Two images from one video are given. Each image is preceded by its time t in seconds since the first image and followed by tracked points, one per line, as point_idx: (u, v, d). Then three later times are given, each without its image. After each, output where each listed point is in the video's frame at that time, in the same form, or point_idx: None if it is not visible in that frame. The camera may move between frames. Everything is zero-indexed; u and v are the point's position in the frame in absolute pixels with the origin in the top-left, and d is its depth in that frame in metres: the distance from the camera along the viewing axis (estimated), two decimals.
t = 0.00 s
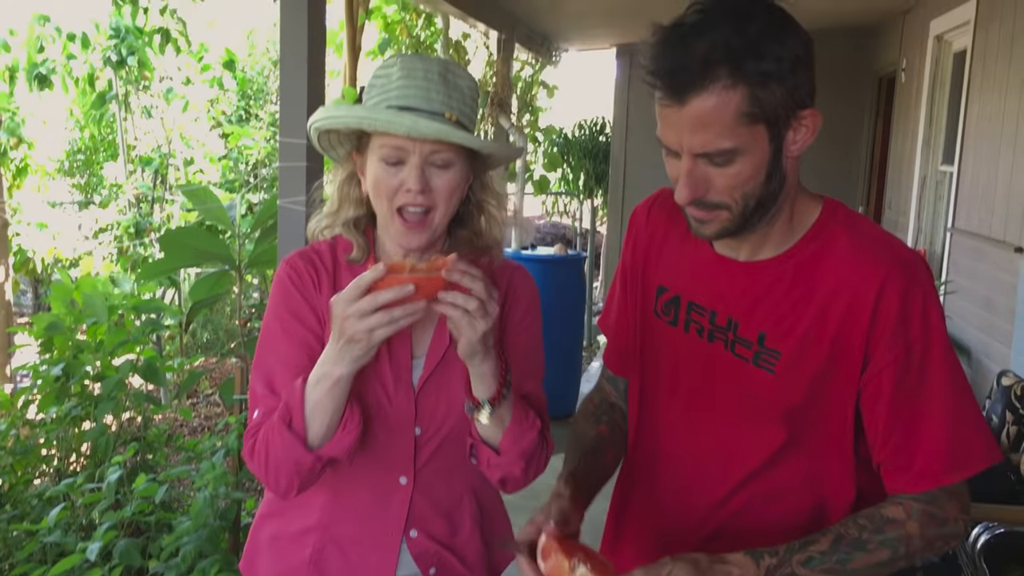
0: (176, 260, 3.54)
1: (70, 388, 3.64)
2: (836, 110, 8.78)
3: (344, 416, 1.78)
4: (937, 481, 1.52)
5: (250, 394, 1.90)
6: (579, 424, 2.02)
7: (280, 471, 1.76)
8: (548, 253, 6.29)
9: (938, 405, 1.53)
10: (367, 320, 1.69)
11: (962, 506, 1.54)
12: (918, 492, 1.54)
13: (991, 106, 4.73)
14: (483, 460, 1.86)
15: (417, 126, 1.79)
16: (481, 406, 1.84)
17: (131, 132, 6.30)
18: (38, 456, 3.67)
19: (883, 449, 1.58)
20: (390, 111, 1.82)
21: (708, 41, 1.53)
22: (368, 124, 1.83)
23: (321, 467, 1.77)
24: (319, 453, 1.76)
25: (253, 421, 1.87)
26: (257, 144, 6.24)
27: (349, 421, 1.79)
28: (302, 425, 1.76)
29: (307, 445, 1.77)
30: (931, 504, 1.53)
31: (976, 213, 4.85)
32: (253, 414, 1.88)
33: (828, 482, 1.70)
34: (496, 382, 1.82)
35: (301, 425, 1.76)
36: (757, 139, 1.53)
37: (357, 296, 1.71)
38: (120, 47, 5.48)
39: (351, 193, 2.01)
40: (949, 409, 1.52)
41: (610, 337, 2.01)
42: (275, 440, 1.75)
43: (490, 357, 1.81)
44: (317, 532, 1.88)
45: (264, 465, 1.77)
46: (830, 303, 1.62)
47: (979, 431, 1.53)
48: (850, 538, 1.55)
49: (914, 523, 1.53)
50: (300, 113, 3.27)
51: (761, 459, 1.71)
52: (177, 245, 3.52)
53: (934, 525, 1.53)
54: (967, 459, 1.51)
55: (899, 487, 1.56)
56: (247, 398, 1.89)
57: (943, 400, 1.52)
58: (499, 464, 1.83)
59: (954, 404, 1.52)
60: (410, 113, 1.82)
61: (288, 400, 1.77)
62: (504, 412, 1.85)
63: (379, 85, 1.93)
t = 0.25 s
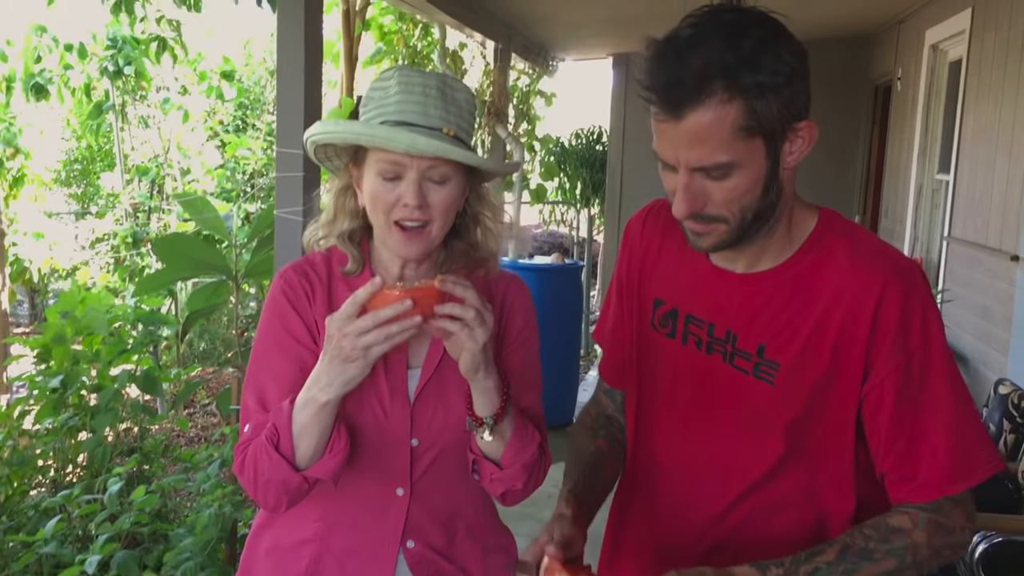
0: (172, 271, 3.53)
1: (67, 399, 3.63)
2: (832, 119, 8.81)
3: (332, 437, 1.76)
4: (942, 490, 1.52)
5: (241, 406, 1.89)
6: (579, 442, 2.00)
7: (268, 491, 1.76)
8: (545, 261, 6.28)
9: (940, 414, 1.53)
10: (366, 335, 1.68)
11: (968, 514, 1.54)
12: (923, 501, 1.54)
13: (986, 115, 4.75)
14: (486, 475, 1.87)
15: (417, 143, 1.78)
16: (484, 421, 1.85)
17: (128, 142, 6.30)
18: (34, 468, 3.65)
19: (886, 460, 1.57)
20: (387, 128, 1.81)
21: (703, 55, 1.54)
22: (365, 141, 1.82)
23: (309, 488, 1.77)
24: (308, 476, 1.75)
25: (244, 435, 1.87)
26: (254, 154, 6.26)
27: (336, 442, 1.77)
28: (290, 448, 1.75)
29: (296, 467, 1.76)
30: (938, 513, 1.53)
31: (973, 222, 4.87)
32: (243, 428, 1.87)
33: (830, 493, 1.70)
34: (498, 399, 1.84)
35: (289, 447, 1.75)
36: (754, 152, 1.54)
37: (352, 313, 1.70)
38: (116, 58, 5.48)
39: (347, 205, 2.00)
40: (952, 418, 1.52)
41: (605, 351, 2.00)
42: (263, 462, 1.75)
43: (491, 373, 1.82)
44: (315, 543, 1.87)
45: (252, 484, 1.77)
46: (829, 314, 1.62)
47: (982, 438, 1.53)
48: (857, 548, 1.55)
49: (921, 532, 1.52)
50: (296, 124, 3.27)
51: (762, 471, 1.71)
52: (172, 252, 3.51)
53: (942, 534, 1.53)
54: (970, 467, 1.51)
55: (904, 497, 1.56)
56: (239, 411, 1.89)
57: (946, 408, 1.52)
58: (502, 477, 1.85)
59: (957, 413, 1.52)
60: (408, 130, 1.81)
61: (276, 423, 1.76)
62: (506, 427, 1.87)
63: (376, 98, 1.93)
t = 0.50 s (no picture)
0: (169, 279, 3.54)
1: (63, 404, 3.63)
2: (829, 123, 8.82)
3: (325, 446, 1.77)
4: (939, 497, 1.53)
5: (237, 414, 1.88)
6: (578, 455, 1.99)
7: (262, 500, 1.76)
8: (543, 266, 6.27)
9: (939, 420, 1.53)
10: (365, 344, 1.67)
11: (963, 518, 1.55)
12: (922, 507, 1.54)
13: (982, 119, 4.76)
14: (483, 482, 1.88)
15: (415, 152, 1.78)
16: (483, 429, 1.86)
17: (125, 147, 6.30)
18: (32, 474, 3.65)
19: (885, 467, 1.58)
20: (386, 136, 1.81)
21: (699, 63, 1.54)
22: (363, 148, 1.82)
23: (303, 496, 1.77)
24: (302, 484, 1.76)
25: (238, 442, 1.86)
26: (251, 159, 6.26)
27: (330, 450, 1.77)
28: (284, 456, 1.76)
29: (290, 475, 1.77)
30: (935, 519, 1.53)
31: (969, 225, 4.88)
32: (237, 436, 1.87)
33: (828, 500, 1.70)
34: (498, 407, 1.85)
35: (284, 456, 1.76)
36: (751, 159, 1.54)
37: (350, 324, 1.69)
38: (113, 63, 5.50)
39: (343, 210, 2.02)
40: (951, 424, 1.52)
41: (603, 359, 2.01)
42: (257, 471, 1.75)
43: (489, 381, 1.83)
44: (311, 549, 1.87)
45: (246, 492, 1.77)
46: (829, 321, 1.63)
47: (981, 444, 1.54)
48: (857, 560, 1.55)
49: (919, 539, 1.53)
50: (294, 130, 3.28)
51: (761, 478, 1.71)
52: (174, 265, 3.52)
53: (939, 540, 1.53)
54: (969, 473, 1.52)
55: (903, 503, 1.56)
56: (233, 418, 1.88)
57: (945, 415, 1.53)
58: (501, 484, 1.86)
59: (956, 419, 1.53)
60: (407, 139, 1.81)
61: (271, 430, 1.76)
62: (504, 434, 1.88)
63: (374, 105, 1.94)
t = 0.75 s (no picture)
0: (171, 281, 3.54)
1: (60, 406, 3.63)
2: (825, 123, 8.84)
3: (325, 437, 1.77)
4: (947, 498, 1.52)
5: (234, 417, 1.87)
6: (574, 451, 2.00)
7: (263, 494, 1.75)
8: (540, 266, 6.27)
9: (945, 421, 1.52)
10: (354, 347, 1.65)
11: (976, 519, 1.53)
12: (929, 509, 1.53)
13: (979, 119, 4.77)
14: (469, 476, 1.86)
15: (409, 153, 1.78)
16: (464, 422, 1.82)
17: (122, 148, 6.29)
18: (28, 475, 3.64)
19: (891, 470, 1.57)
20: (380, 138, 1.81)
21: (696, 69, 1.54)
22: (358, 151, 1.82)
23: (304, 489, 1.77)
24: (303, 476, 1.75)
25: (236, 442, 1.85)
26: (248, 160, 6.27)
27: (330, 441, 1.78)
28: (284, 449, 1.75)
29: (290, 468, 1.76)
30: (946, 520, 1.52)
31: (966, 225, 4.88)
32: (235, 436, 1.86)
33: (833, 501, 1.70)
34: (480, 399, 1.81)
35: (284, 449, 1.75)
36: (750, 165, 1.54)
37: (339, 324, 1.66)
38: (111, 63, 5.50)
39: (340, 213, 2.03)
40: (957, 424, 1.52)
41: (600, 362, 2.00)
42: (258, 465, 1.74)
43: (472, 372, 1.79)
44: (308, 549, 1.87)
45: (247, 489, 1.76)
46: (830, 323, 1.63)
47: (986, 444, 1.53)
48: (864, 558, 1.55)
49: (929, 539, 1.51)
50: (291, 131, 3.28)
51: (763, 480, 1.72)
52: (177, 268, 3.53)
53: (951, 541, 1.52)
54: (975, 473, 1.51)
55: (911, 504, 1.55)
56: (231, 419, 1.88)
57: (950, 415, 1.52)
58: (484, 477, 1.83)
59: (961, 419, 1.52)
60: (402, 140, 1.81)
61: (270, 423, 1.76)
62: (488, 426, 1.85)
63: (368, 106, 1.95)
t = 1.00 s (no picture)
0: (164, 278, 3.53)
1: (59, 405, 3.63)
2: (824, 121, 8.84)
3: (336, 403, 1.81)
4: (951, 495, 1.52)
5: (242, 409, 1.91)
6: (576, 449, 1.99)
7: (278, 469, 1.76)
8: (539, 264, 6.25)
9: (947, 418, 1.52)
10: (336, 300, 1.71)
11: (977, 516, 1.53)
12: (933, 506, 1.53)
13: (978, 117, 4.76)
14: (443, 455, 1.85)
15: (397, 155, 1.78)
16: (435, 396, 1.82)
17: (121, 147, 6.29)
18: (28, 474, 3.63)
19: (894, 468, 1.57)
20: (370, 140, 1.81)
21: (695, 70, 1.54)
22: (348, 153, 1.82)
23: (318, 458, 1.78)
24: (318, 440, 1.78)
25: (247, 432, 1.88)
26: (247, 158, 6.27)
27: (341, 407, 1.81)
28: (296, 416, 1.78)
29: (304, 436, 1.79)
30: (948, 516, 1.52)
31: (965, 223, 4.88)
32: (246, 428, 1.89)
33: (836, 498, 1.70)
34: (454, 372, 1.81)
35: (295, 416, 1.79)
36: (751, 165, 1.54)
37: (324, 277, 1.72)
38: (109, 62, 5.49)
39: (335, 211, 2.03)
40: (960, 421, 1.52)
41: (599, 361, 2.00)
42: (271, 435, 1.77)
43: (446, 343, 1.80)
44: (306, 545, 1.88)
45: (262, 467, 1.78)
46: (832, 323, 1.63)
47: (990, 440, 1.53)
48: (868, 552, 1.55)
49: (932, 535, 1.51)
50: (290, 128, 3.27)
51: (766, 479, 1.72)
52: (166, 263, 3.51)
53: (953, 538, 1.51)
54: (979, 470, 1.51)
55: (914, 501, 1.55)
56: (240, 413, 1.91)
57: (952, 412, 1.52)
58: (459, 458, 1.81)
59: (965, 416, 1.52)
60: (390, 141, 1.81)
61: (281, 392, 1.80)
62: (462, 403, 1.83)
63: (360, 105, 1.95)
